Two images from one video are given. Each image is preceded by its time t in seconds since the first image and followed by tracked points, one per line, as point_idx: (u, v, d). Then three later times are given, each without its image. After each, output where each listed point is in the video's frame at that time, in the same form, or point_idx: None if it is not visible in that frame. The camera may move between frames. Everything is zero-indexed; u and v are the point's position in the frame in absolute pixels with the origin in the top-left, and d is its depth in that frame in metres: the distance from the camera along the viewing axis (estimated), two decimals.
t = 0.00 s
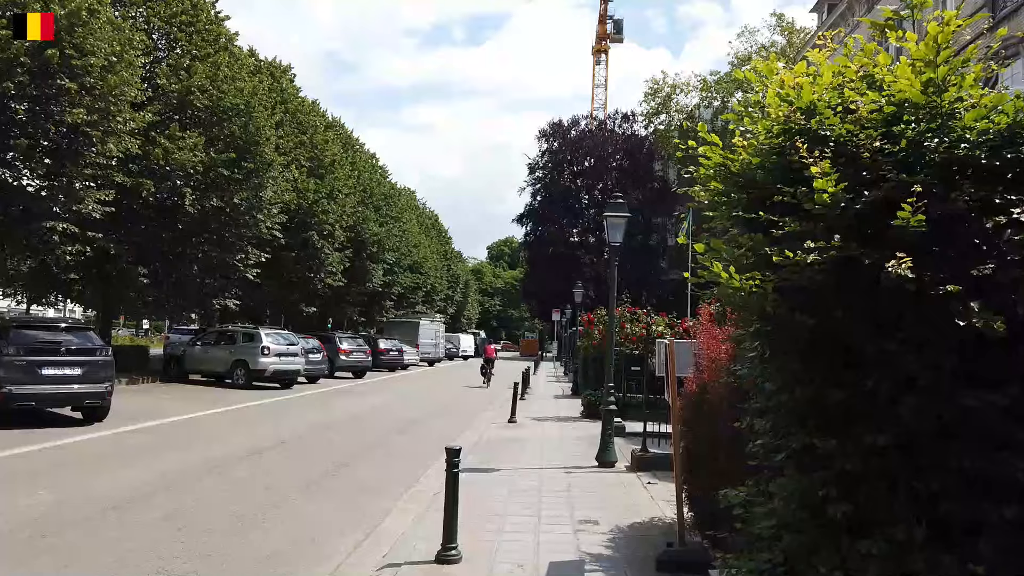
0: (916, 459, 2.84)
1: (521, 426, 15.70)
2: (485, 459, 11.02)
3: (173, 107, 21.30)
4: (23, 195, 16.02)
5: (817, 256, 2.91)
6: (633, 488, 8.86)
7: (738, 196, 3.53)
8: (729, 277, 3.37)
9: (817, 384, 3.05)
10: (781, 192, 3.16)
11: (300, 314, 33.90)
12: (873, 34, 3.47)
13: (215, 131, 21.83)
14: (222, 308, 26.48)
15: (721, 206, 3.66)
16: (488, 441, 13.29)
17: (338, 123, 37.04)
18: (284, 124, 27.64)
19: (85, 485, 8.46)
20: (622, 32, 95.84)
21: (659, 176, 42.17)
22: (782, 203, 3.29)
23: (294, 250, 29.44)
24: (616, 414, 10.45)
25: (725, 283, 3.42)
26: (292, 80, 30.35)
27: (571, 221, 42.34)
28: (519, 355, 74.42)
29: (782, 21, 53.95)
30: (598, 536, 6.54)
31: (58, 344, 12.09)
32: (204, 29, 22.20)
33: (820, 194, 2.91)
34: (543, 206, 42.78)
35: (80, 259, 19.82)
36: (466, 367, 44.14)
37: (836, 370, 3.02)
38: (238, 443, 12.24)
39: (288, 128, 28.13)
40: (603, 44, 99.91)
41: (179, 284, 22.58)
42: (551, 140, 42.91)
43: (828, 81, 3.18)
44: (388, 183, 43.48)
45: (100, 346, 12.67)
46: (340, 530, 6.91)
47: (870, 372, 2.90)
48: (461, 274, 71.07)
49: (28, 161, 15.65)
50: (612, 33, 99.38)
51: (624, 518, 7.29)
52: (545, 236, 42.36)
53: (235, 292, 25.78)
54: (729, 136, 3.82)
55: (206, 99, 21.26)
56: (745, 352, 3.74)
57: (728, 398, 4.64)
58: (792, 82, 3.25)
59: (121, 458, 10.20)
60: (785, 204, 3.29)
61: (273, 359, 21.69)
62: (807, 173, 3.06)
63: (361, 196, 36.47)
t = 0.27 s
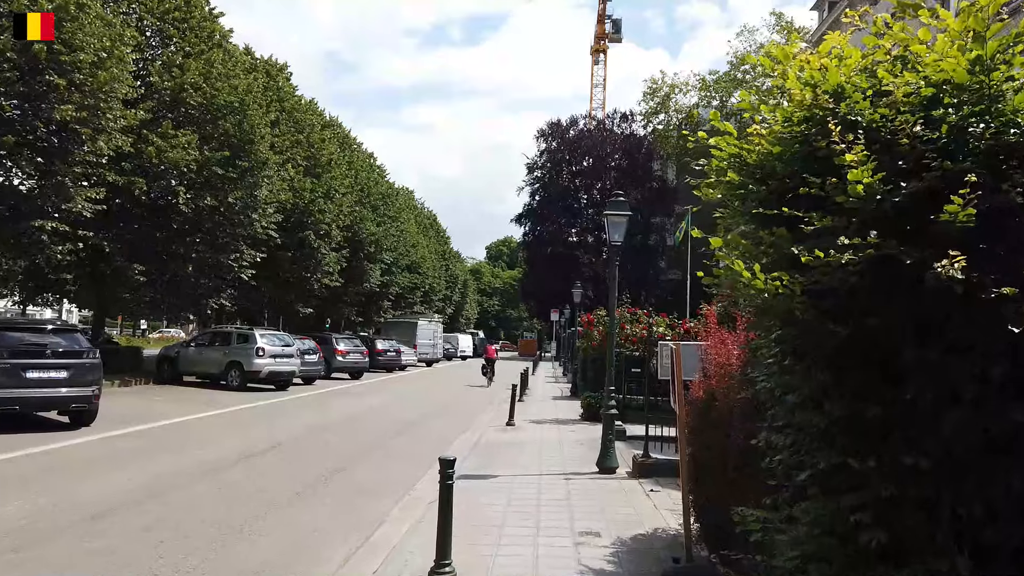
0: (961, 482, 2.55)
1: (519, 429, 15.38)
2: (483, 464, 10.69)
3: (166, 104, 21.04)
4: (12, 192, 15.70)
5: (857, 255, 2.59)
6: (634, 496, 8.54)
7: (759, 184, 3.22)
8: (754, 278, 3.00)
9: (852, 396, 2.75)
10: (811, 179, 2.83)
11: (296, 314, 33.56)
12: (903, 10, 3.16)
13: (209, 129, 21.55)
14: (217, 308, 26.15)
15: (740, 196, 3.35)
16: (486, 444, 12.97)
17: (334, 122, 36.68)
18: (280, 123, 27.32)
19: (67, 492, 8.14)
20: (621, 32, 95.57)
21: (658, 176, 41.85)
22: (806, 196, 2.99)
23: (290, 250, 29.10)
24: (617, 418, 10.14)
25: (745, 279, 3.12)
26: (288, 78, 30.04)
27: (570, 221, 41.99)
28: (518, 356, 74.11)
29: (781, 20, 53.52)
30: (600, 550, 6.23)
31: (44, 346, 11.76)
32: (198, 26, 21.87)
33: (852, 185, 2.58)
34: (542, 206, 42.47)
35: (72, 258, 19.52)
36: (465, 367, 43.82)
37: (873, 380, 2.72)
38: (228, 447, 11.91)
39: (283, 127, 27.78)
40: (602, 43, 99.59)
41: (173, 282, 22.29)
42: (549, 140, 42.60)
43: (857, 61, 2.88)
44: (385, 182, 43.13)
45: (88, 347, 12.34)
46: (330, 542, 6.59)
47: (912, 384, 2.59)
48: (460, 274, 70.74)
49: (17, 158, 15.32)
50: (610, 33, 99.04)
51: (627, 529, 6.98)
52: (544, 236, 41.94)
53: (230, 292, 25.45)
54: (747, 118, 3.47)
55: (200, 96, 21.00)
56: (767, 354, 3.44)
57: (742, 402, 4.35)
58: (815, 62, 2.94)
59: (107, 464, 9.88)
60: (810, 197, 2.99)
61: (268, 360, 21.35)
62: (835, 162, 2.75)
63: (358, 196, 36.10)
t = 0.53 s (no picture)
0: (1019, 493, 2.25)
1: (508, 429, 15.03)
2: (470, 467, 10.35)
3: (148, 98, 20.63)
4: None
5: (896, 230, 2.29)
6: (628, 500, 8.22)
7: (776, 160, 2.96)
8: (772, 257, 2.52)
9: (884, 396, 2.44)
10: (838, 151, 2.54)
11: (281, 314, 33.06)
12: None
13: (192, 124, 21.14)
14: (200, 306, 25.66)
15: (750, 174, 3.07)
16: (473, 445, 12.65)
17: (321, 119, 36.21)
18: (264, 119, 26.87)
19: (35, 497, 7.74)
20: (610, 32, 95.47)
21: (647, 176, 41.62)
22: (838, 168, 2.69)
23: (275, 248, 28.62)
24: (609, 418, 9.85)
25: (758, 266, 2.74)
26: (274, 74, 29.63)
27: (558, 221, 41.67)
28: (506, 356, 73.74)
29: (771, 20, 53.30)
30: (593, 558, 5.90)
31: (14, 345, 11.32)
32: (181, 19, 21.43)
33: (888, 157, 2.29)
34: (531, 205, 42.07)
35: (50, 254, 19.07)
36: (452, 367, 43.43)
37: (909, 377, 2.41)
38: (208, 449, 11.50)
39: (268, 123, 27.32)
40: (591, 44, 99.48)
41: (154, 279, 21.84)
42: (538, 140, 42.31)
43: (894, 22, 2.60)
44: (372, 181, 42.66)
45: (61, 346, 11.90)
46: (310, 548, 6.24)
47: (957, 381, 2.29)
48: (447, 274, 70.32)
49: None
50: (599, 34, 98.87)
51: (621, 537, 6.64)
52: (532, 235, 41.64)
53: (214, 290, 24.98)
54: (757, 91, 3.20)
55: (182, 90, 20.61)
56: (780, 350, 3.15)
57: (748, 402, 4.07)
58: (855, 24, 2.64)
59: (79, 467, 9.47)
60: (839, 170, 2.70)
61: (251, 360, 20.92)
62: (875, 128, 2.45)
63: (345, 194, 35.61)
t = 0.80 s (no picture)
0: None
1: (466, 437, 14.67)
2: (427, 478, 9.96)
3: (92, 91, 19.76)
4: None
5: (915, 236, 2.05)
6: (591, 512, 7.93)
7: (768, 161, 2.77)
8: (773, 272, 2.34)
9: (896, 423, 2.18)
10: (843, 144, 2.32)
11: (233, 317, 32.09)
12: None
13: (139, 119, 20.31)
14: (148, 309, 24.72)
15: (733, 172, 2.97)
16: (431, 455, 12.25)
17: (276, 118, 35.39)
18: (216, 116, 26.06)
19: None
20: (570, 37, 95.74)
21: (606, 180, 41.63)
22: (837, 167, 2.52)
23: (227, 250, 27.76)
24: (571, 427, 9.55)
25: (752, 278, 2.49)
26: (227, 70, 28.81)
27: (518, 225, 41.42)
28: (465, 360, 73.25)
29: (729, 27, 53.79)
30: None
31: None
32: (129, 11, 20.63)
33: (906, 151, 2.11)
34: (491, 209, 41.75)
35: None
36: (411, 372, 42.84)
37: (920, 402, 2.15)
38: (149, 462, 10.89)
39: (220, 121, 26.51)
40: (552, 48, 99.66)
41: (98, 280, 20.99)
42: (498, 143, 42.06)
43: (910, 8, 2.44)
44: (329, 182, 41.88)
45: None
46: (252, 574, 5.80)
47: (975, 407, 2.04)
48: (407, 277, 69.56)
49: None
50: (560, 38, 99.11)
51: (584, 554, 6.34)
52: (492, 239, 41.35)
53: (162, 293, 24.09)
54: (744, 89, 3.13)
55: (128, 84, 19.79)
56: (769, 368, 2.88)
57: (725, 417, 3.82)
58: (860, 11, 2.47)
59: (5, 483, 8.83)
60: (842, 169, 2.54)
61: (200, 366, 20.15)
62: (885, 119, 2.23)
63: (301, 194, 34.78)
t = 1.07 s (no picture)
0: None
1: (423, 440, 14.28)
2: (381, 483, 9.57)
3: (30, 80, 18.77)
4: None
5: (936, 205, 1.88)
6: (551, 518, 7.64)
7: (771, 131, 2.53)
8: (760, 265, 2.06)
9: (907, 424, 2.00)
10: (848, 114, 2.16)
11: (182, 318, 31.05)
12: None
13: (82, 110, 19.35)
14: (90, 309, 23.68)
15: (718, 148, 2.75)
16: (385, 459, 11.88)
17: (229, 115, 34.42)
18: (164, 110, 25.13)
19: None
20: (530, 39, 95.66)
21: (565, 183, 41.58)
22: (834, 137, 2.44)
23: (176, 248, 26.82)
24: (532, 430, 9.29)
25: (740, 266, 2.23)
26: (177, 63, 27.87)
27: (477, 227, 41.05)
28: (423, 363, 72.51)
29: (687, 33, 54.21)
30: None
31: None
32: None
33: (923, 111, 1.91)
34: (449, 210, 41.30)
35: None
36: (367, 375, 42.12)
37: (930, 401, 1.99)
38: (85, 469, 10.27)
39: (169, 115, 25.59)
40: (512, 50, 99.48)
41: (35, 281, 20.27)
42: (458, 144, 41.67)
43: None
44: (284, 180, 40.92)
45: None
46: None
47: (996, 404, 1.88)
48: (364, 278, 68.51)
49: None
50: (520, 40, 98.97)
51: (544, 563, 6.04)
52: (451, 240, 40.90)
53: (106, 292, 23.11)
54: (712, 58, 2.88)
55: (70, 73, 18.86)
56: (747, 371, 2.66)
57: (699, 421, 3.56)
58: None
59: None
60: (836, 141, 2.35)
61: (145, 368, 19.34)
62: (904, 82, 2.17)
63: (254, 193, 33.91)
